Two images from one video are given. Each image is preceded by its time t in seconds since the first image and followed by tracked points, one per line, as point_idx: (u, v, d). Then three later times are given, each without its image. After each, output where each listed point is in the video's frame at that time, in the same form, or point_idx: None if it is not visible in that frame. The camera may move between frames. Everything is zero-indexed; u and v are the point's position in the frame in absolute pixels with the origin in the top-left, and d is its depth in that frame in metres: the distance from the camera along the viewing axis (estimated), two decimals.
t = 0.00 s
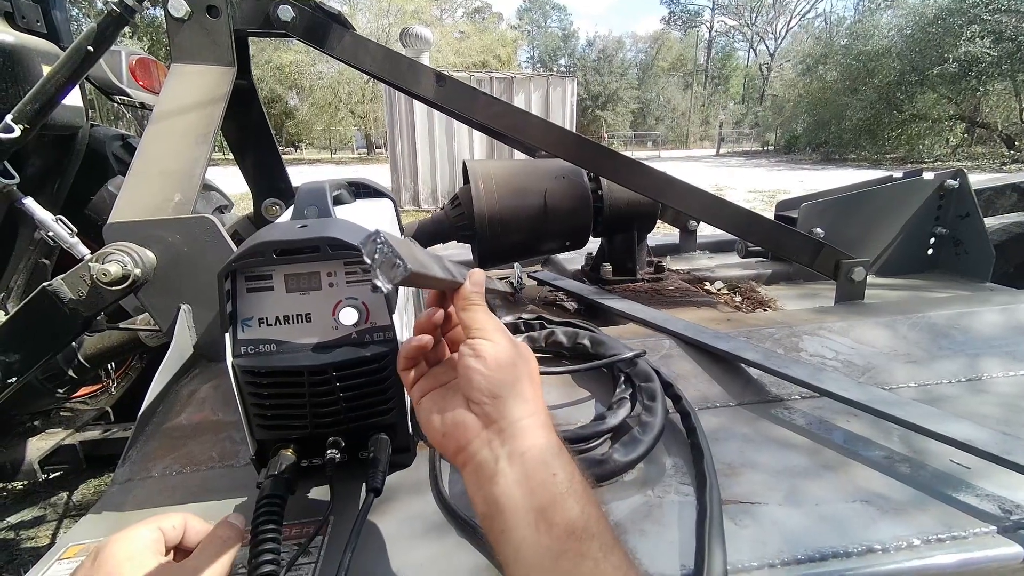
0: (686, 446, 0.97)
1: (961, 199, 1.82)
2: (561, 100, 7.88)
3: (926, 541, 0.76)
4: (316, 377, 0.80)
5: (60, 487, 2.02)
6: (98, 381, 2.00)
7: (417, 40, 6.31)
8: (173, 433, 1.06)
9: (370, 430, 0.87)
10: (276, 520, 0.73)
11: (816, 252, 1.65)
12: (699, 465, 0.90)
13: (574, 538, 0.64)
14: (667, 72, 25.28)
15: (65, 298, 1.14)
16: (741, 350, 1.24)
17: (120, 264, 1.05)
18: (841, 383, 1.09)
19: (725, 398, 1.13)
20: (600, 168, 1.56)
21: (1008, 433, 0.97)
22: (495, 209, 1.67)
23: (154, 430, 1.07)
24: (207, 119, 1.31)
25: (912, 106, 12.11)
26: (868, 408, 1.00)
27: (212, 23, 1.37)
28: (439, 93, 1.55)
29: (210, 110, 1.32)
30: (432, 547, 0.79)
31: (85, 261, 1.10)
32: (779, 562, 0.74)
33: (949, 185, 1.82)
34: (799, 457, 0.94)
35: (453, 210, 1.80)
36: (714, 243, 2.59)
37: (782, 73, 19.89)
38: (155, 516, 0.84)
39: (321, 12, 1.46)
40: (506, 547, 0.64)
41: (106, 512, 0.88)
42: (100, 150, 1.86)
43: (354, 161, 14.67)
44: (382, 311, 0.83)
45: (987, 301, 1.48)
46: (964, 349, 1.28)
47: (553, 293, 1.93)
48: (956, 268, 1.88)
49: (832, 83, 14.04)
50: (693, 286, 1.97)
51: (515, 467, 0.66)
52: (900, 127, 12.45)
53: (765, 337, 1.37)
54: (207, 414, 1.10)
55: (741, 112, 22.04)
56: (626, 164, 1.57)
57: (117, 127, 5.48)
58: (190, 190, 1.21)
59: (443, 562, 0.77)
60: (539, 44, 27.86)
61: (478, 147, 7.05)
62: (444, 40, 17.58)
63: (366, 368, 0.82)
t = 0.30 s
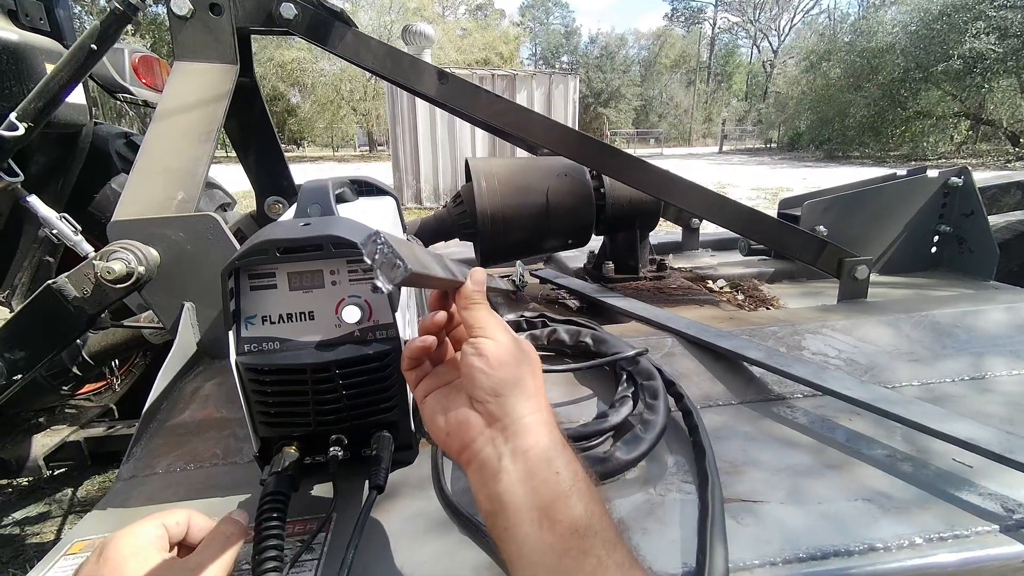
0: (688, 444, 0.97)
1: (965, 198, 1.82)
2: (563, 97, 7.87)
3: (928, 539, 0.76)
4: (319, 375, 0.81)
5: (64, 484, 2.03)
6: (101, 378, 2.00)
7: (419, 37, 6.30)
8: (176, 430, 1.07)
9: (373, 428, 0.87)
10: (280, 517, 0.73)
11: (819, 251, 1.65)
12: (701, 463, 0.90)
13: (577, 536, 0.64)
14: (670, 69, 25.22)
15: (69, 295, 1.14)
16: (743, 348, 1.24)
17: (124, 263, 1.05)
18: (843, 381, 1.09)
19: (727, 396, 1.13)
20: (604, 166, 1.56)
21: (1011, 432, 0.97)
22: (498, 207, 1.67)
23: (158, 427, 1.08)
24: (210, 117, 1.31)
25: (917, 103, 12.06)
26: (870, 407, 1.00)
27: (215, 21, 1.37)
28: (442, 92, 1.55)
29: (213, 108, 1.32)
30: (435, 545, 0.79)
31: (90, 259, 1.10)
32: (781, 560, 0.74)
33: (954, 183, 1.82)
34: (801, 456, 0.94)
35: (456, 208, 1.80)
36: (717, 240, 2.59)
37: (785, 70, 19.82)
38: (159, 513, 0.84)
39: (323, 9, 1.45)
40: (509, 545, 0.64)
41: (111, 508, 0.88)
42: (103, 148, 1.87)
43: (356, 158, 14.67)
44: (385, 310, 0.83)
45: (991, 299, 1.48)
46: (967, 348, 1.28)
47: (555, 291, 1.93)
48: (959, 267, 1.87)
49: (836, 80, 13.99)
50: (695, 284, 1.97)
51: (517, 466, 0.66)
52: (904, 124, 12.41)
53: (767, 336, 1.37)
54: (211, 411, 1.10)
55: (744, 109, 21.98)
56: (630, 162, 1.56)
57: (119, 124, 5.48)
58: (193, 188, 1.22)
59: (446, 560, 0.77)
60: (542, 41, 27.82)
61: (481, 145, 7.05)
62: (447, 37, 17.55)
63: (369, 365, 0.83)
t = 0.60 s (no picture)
0: (691, 444, 0.97)
1: (969, 197, 1.81)
2: (566, 96, 7.87)
3: (931, 540, 0.76)
4: (322, 375, 0.81)
5: (68, 483, 2.04)
6: (104, 378, 2.00)
7: (422, 37, 6.29)
8: (179, 430, 1.07)
9: (375, 427, 0.87)
10: (282, 517, 0.73)
11: (821, 250, 1.65)
12: (704, 464, 0.89)
13: (581, 540, 0.64)
14: (673, 68, 25.18)
15: (72, 295, 1.15)
16: (746, 348, 1.24)
17: (127, 263, 1.05)
18: (846, 382, 1.09)
19: (730, 397, 1.13)
20: (607, 165, 1.56)
21: (1015, 433, 0.96)
22: (500, 207, 1.67)
23: (160, 426, 1.08)
24: (213, 117, 1.31)
25: (921, 102, 12.02)
26: (873, 407, 1.00)
27: (218, 21, 1.37)
28: (447, 92, 1.55)
29: (215, 108, 1.33)
30: (437, 545, 0.79)
31: (93, 258, 1.11)
32: (783, 561, 0.74)
33: (958, 182, 1.80)
34: (804, 457, 0.94)
35: (458, 208, 1.80)
36: (719, 240, 2.58)
37: (789, 69, 19.78)
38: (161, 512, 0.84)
39: (326, 9, 1.46)
40: (515, 547, 0.65)
41: (113, 507, 0.88)
42: (107, 148, 1.87)
43: (359, 158, 14.69)
44: (387, 310, 0.83)
45: (995, 299, 1.47)
46: (971, 348, 1.27)
47: (558, 291, 1.93)
48: (963, 266, 1.87)
49: (840, 79, 13.95)
50: (698, 284, 1.97)
51: (523, 468, 0.67)
52: (908, 123, 12.37)
53: (769, 336, 1.37)
54: (214, 411, 1.10)
55: (747, 109, 21.93)
56: (634, 162, 1.56)
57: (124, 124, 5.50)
58: (196, 188, 1.22)
59: (447, 560, 0.77)
60: (545, 40, 27.80)
61: (484, 144, 7.05)
62: (450, 36, 17.56)
63: (371, 365, 0.83)
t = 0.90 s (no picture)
0: (671, 443, 0.97)
1: (936, 185, 1.84)
2: (543, 102, 7.89)
3: (910, 527, 0.76)
4: (289, 393, 0.79)
5: (44, 516, 1.98)
6: (78, 406, 1.95)
7: (397, 48, 6.28)
8: (149, 456, 1.04)
9: (349, 444, 0.85)
10: (250, 542, 0.71)
11: (795, 243, 1.66)
12: (683, 462, 0.89)
13: (588, 558, 0.59)
14: (647, 70, 25.45)
15: (32, 323, 1.11)
16: (725, 344, 1.24)
17: (88, 286, 1.02)
18: (823, 372, 1.09)
19: (710, 393, 1.13)
20: (580, 169, 1.55)
21: (989, 415, 0.97)
22: (475, 214, 1.66)
23: (130, 454, 1.05)
24: (176, 135, 1.29)
25: (890, 95, 12.25)
26: (851, 396, 1.00)
27: (179, 38, 1.35)
28: (417, 101, 1.53)
29: (179, 126, 1.30)
30: (415, 560, 0.78)
31: (53, 284, 1.08)
32: (764, 557, 0.73)
33: (924, 170, 1.84)
34: (783, 450, 0.94)
35: (433, 217, 1.79)
36: (697, 238, 2.59)
37: (760, 68, 20.09)
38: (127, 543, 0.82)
39: (289, 22, 1.44)
40: (516, 560, 0.60)
41: (79, 541, 0.85)
42: (71, 171, 1.83)
43: (338, 171, 14.61)
44: (355, 323, 0.81)
45: (967, 283, 1.49)
46: (945, 334, 1.28)
47: (537, 295, 1.92)
48: (935, 253, 1.90)
49: (810, 76, 14.18)
50: (676, 282, 1.97)
51: (526, 478, 0.61)
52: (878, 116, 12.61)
53: (747, 330, 1.37)
54: (185, 434, 1.08)
55: (722, 108, 22.22)
56: (607, 164, 1.56)
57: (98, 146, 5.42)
58: (160, 208, 1.19)
59: None
60: (519, 47, 27.97)
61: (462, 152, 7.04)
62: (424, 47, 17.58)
63: (341, 380, 0.81)
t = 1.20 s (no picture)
0: (665, 444, 0.97)
1: (931, 187, 1.85)
2: (541, 103, 7.90)
3: (902, 528, 0.76)
4: (283, 393, 0.79)
5: (37, 516, 1.97)
6: (72, 406, 1.94)
7: (396, 48, 6.27)
8: (143, 455, 1.04)
9: (343, 443, 0.85)
10: (244, 541, 0.71)
11: (790, 245, 1.66)
12: (677, 463, 0.89)
13: (583, 554, 0.59)
14: (646, 72, 25.49)
15: (26, 322, 1.11)
16: (720, 345, 1.24)
17: (82, 285, 1.02)
18: (817, 374, 1.09)
19: (704, 394, 1.13)
20: (578, 170, 1.55)
21: (981, 417, 0.97)
22: (472, 214, 1.66)
23: (123, 453, 1.05)
24: (173, 134, 1.29)
25: (887, 98, 12.29)
26: (845, 398, 1.00)
27: (176, 37, 1.35)
28: (415, 101, 1.52)
29: (175, 125, 1.30)
30: (409, 560, 0.78)
31: (47, 283, 1.07)
32: (757, 557, 0.73)
33: (920, 173, 1.85)
34: (777, 451, 0.94)
35: (430, 217, 1.79)
36: (693, 239, 2.60)
37: (759, 70, 20.14)
38: (120, 543, 0.81)
39: (286, 22, 1.43)
40: (511, 555, 0.60)
41: (71, 541, 0.85)
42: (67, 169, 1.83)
43: (335, 171, 14.59)
44: (350, 322, 0.81)
45: (960, 286, 1.50)
46: (938, 336, 1.29)
47: (533, 296, 1.92)
48: (930, 256, 1.91)
49: (808, 78, 14.22)
50: (672, 283, 1.97)
51: (522, 473, 0.60)
52: (875, 119, 12.65)
53: (742, 331, 1.38)
54: (179, 434, 1.07)
55: (720, 109, 22.26)
56: (605, 165, 1.56)
57: (95, 144, 5.40)
58: (155, 206, 1.19)
59: None
60: (518, 48, 27.99)
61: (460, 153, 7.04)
62: (424, 47, 17.53)
63: (335, 380, 0.81)
